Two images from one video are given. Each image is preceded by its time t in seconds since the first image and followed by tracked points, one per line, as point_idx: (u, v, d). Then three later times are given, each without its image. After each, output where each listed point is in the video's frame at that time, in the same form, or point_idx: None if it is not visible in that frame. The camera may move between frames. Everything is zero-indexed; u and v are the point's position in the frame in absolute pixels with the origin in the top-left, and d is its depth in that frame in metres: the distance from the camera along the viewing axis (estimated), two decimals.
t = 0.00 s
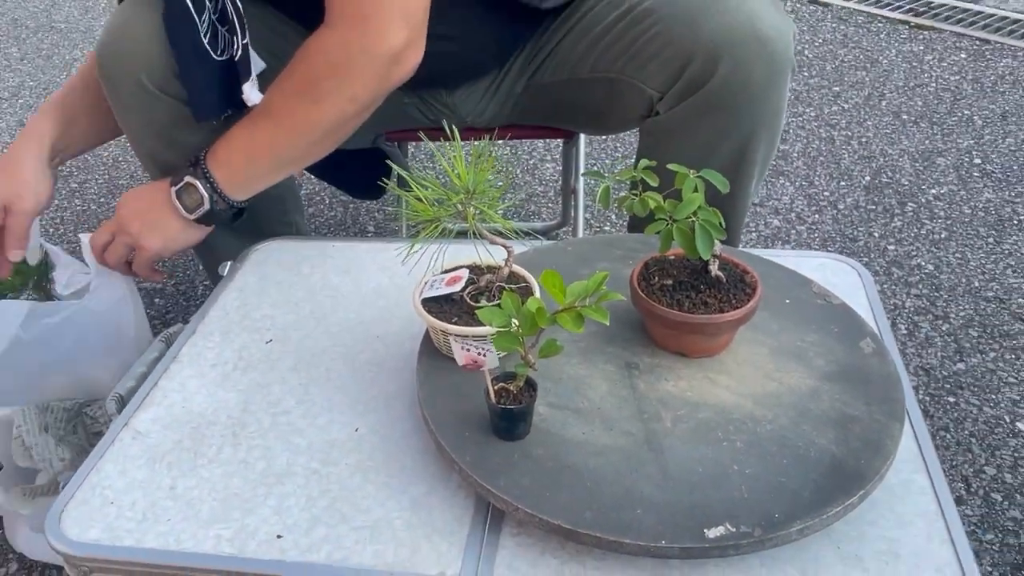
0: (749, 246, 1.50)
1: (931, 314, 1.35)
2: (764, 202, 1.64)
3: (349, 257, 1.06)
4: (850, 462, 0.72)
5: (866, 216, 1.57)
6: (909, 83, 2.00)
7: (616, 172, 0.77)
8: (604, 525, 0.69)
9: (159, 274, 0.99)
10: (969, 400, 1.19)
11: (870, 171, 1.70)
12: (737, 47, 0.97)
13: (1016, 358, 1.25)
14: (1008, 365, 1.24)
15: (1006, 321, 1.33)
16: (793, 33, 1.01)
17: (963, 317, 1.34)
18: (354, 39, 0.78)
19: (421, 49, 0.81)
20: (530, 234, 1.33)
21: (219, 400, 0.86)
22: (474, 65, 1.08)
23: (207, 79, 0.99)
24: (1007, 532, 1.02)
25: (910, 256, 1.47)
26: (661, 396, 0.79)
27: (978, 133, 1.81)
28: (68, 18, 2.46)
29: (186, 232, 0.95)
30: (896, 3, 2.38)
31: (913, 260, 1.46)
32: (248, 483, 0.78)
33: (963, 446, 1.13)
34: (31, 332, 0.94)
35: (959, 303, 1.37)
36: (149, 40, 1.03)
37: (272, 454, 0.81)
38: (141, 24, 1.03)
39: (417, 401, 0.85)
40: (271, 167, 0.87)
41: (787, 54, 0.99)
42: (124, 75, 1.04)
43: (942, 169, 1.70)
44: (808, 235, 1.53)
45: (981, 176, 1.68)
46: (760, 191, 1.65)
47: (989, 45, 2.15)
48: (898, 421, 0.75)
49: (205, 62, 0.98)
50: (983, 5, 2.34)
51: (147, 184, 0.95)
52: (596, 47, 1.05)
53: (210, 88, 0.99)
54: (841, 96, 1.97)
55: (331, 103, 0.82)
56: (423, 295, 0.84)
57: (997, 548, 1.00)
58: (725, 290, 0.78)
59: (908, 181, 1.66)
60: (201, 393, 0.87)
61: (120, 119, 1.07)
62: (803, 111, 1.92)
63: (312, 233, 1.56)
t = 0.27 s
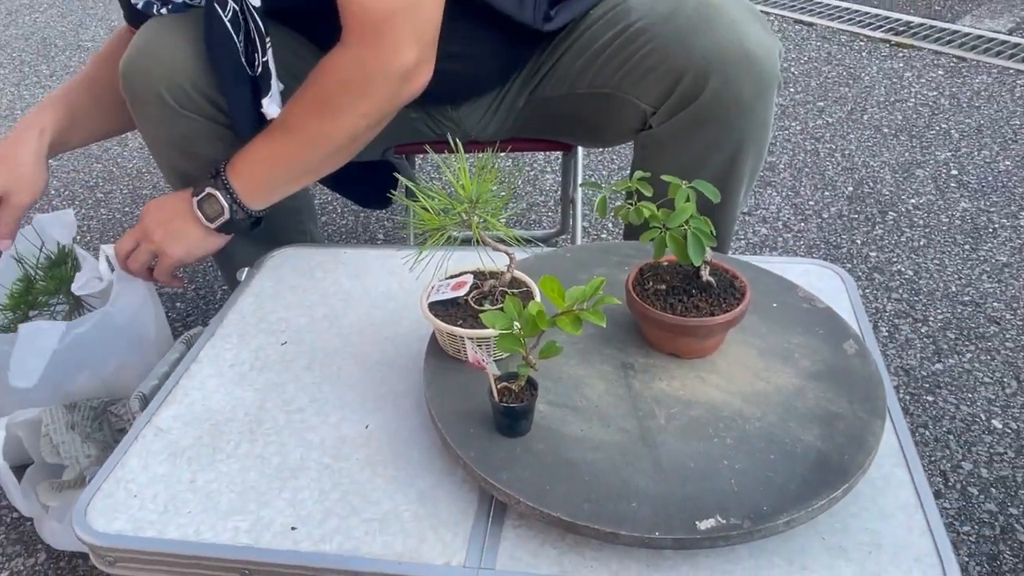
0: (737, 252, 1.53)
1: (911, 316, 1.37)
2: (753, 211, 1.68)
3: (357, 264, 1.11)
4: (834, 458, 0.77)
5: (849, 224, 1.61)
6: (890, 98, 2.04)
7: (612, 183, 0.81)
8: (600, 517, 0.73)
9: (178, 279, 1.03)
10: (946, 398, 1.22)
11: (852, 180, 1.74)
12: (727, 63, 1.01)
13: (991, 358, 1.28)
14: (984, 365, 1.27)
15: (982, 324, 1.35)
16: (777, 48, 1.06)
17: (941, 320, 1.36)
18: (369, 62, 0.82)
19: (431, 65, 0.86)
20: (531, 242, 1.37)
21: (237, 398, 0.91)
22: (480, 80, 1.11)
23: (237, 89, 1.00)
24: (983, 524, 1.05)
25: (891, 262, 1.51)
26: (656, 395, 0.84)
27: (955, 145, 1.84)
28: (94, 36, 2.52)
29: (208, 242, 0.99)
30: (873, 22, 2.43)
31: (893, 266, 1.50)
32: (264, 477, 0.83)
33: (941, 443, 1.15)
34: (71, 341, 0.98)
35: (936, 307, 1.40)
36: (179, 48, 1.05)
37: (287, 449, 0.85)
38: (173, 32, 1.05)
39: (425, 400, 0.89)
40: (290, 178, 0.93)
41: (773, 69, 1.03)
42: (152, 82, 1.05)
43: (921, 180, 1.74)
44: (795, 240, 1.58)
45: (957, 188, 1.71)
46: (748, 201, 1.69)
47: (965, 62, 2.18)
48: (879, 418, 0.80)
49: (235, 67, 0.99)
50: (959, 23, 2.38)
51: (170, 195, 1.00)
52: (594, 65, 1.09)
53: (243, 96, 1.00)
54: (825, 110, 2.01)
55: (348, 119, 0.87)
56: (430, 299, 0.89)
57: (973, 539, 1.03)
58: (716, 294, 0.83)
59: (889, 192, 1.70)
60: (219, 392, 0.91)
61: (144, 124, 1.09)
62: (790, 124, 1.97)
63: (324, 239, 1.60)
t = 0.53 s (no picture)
0: (731, 257, 1.56)
1: (902, 319, 1.40)
2: (747, 217, 1.70)
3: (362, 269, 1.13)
4: (827, 457, 0.79)
5: (841, 230, 1.63)
6: (880, 108, 2.07)
7: (611, 190, 0.84)
8: (599, 514, 0.75)
9: (185, 281, 1.06)
10: (935, 400, 1.24)
11: (843, 188, 1.77)
12: (723, 75, 1.03)
13: (979, 360, 1.30)
14: (972, 367, 1.29)
15: (970, 326, 1.38)
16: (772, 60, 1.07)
17: (930, 322, 1.39)
18: (368, 78, 0.83)
19: (427, 77, 0.87)
20: (532, 247, 1.40)
21: (247, 398, 0.93)
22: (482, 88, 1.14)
23: (249, 103, 0.98)
24: (972, 521, 1.07)
25: (881, 266, 1.53)
26: (653, 396, 0.86)
27: (943, 154, 1.87)
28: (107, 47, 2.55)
29: (214, 248, 1.02)
30: (869, 34, 2.45)
31: (883, 271, 1.52)
32: (272, 476, 0.85)
33: (930, 442, 1.17)
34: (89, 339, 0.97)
35: (927, 310, 1.42)
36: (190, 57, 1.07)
37: (295, 449, 0.88)
38: (184, 43, 1.08)
39: (429, 401, 0.92)
40: (292, 188, 0.94)
41: (768, 79, 1.05)
42: (164, 90, 1.07)
43: (910, 187, 1.76)
44: (790, 245, 1.60)
45: (946, 194, 1.73)
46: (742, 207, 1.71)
47: (954, 73, 2.21)
48: (871, 418, 0.82)
49: (250, 81, 0.97)
50: (948, 35, 2.41)
51: (178, 201, 1.02)
52: (593, 75, 1.12)
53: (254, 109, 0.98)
54: (818, 119, 2.04)
55: (347, 132, 0.88)
56: (434, 302, 0.92)
57: (961, 536, 1.05)
58: (712, 297, 0.85)
59: (880, 199, 1.72)
60: (230, 392, 0.94)
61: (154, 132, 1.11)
62: (784, 133, 1.99)
63: (332, 245, 1.63)
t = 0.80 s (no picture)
0: (718, 261, 1.61)
1: (876, 319, 1.44)
2: (731, 224, 1.75)
3: (370, 275, 1.20)
4: (806, 447, 0.85)
5: (820, 236, 1.69)
6: (856, 122, 2.13)
7: (605, 199, 0.90)
8: (594, 501, 0.81)
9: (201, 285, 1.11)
10: (908, 393, 1.28)
11: (822, 198, 1.83)
12: (707, 92, 1.08)
13: (948, 357, 1.35)
14: (941, 364, 1.34)
15: (940, 325, 1.42)
16: (754, 78, 1.12)
17: (902, 322, 1.43)
18: (374, 101, 0.89)
19: (429, 97, 0.93)
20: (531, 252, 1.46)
21: (266, 393, 1.00)
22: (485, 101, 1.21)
23: (267, 122, 1.02)
24: (941, 507, 1.10)
25: (857, 270, 1.58)
26: (645, 391, 0.92)
27: (915, 165, 1.92)
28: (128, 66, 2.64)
29: (228, 256, 1.07)
30: (846, 55, 2.51)
31: (859, 274, 1.57)
32: (290, 465, 0.92)
33: (903, 434, 1.22)
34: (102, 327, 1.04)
35: (898, 311, 1.46)
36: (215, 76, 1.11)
37: (312, 440, 0.94)
38: (211, 63, 1.12)
39: (436, 396, 0.98)
40: (304, 201, 1.00)
41: (749, 96, 1.10)
42: (188, 106, 1.12)
43: (884, 196, 1.81)
44: (772, 249, 1.66)
45: (917, 204, 1.78)
46: (727, 215, 1.77)
47: (924, 90, 2.26)
48: (846, 411, 0.88)
49: (270, 105, 1.01)
50: (918, 56, 2.46)
51: (197, 210, 1.07)
52: (586, 92, 1.17)
53: (270, 130, 1.02)
54: (797, 134, 2.10)
55: (355, 149, 0.94)
56: (440, 304, 0.98)
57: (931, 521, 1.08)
58: (698, 300, 0.91)
59: (855, 207, 1.78)
60: (250, 387, 1.01)
61: (179, 146, 1.16)
62: (766, 146, 2.06)
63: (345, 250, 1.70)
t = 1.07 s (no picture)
0: (697, 265, 1.70)
1: (840, 317, 1.52)
2: (710, 233, 1.84)
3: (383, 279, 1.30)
4: (777, 432, 0.95)
5: (789, 243, 1.78)
6: (823, 141, 2.24)
7: (597, 209, 0.99)
8: (586, 480, 0.90)
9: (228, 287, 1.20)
10: (868, 384, 1.34)
11: (792, 206, 1.93)
12: (688, 111, 1.18)
13: (904, 352, 1.42)
14: (899, 358, 1.40)
15: (898, 323, 1.50)
16: (731, 99, 1.22)
17: (864, 320, 1.51)
18: (390, 121, 0.99)
19: (440, 117, 1.03)
20: (530, 257, 1.57)
21: (291, 384, 1.10)
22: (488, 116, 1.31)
23: (294, 141, 1.13)
24: (899, 487, 1.15)
25: (823, 273, 1.67)
26: (633, 382, 1.02)
27: (876, 179, 2.02)
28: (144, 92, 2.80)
29: (256, 259, 1.16)
30: (814, 80, 2.63)
31: (825, 277, 1.65)
32: (313, 448, 1.01)
33: (864, 421, 1.27)
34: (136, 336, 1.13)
35: (860, 310, 1.54)
36: (247, 98, 1.22)
37: (332, 426, 1.04)
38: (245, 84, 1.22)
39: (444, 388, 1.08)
40: (327, 209, 1.11)
41: (726, 116, 1.20)
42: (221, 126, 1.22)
43: (848, 206, 1.91)
44: (745, 252, 1.76)
45: (878, 213, 1.87)
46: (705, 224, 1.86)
47: (884, 111, 2.37)
48: (814, 399, 0.98)
49: (298, 125, 1.13)
50: (880, 79, 2.57)
51: (227, 218, 1.17)
52: (581, 112, 1.27)
53: (298, 147, 1.13)
54: (769, 151, 2.22)
55: (373, 164, 1.04)
56: (448, 303, 1.08)
57: (890, 500, 1.12)
58: (680, 300, 1.01)
59: (822, 217, 1.87)
60: (276, 379, 1.11)
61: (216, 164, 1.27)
62: (742, 161, 2.17)
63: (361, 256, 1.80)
